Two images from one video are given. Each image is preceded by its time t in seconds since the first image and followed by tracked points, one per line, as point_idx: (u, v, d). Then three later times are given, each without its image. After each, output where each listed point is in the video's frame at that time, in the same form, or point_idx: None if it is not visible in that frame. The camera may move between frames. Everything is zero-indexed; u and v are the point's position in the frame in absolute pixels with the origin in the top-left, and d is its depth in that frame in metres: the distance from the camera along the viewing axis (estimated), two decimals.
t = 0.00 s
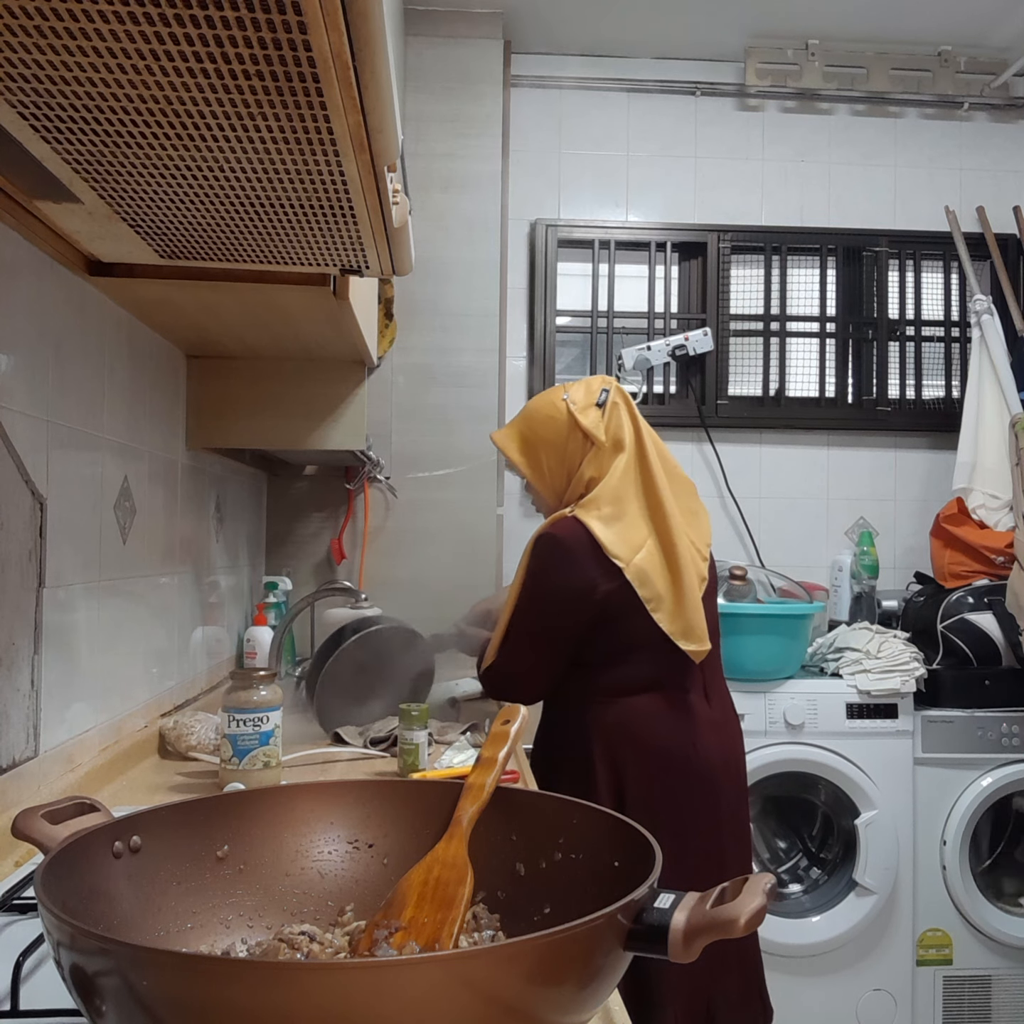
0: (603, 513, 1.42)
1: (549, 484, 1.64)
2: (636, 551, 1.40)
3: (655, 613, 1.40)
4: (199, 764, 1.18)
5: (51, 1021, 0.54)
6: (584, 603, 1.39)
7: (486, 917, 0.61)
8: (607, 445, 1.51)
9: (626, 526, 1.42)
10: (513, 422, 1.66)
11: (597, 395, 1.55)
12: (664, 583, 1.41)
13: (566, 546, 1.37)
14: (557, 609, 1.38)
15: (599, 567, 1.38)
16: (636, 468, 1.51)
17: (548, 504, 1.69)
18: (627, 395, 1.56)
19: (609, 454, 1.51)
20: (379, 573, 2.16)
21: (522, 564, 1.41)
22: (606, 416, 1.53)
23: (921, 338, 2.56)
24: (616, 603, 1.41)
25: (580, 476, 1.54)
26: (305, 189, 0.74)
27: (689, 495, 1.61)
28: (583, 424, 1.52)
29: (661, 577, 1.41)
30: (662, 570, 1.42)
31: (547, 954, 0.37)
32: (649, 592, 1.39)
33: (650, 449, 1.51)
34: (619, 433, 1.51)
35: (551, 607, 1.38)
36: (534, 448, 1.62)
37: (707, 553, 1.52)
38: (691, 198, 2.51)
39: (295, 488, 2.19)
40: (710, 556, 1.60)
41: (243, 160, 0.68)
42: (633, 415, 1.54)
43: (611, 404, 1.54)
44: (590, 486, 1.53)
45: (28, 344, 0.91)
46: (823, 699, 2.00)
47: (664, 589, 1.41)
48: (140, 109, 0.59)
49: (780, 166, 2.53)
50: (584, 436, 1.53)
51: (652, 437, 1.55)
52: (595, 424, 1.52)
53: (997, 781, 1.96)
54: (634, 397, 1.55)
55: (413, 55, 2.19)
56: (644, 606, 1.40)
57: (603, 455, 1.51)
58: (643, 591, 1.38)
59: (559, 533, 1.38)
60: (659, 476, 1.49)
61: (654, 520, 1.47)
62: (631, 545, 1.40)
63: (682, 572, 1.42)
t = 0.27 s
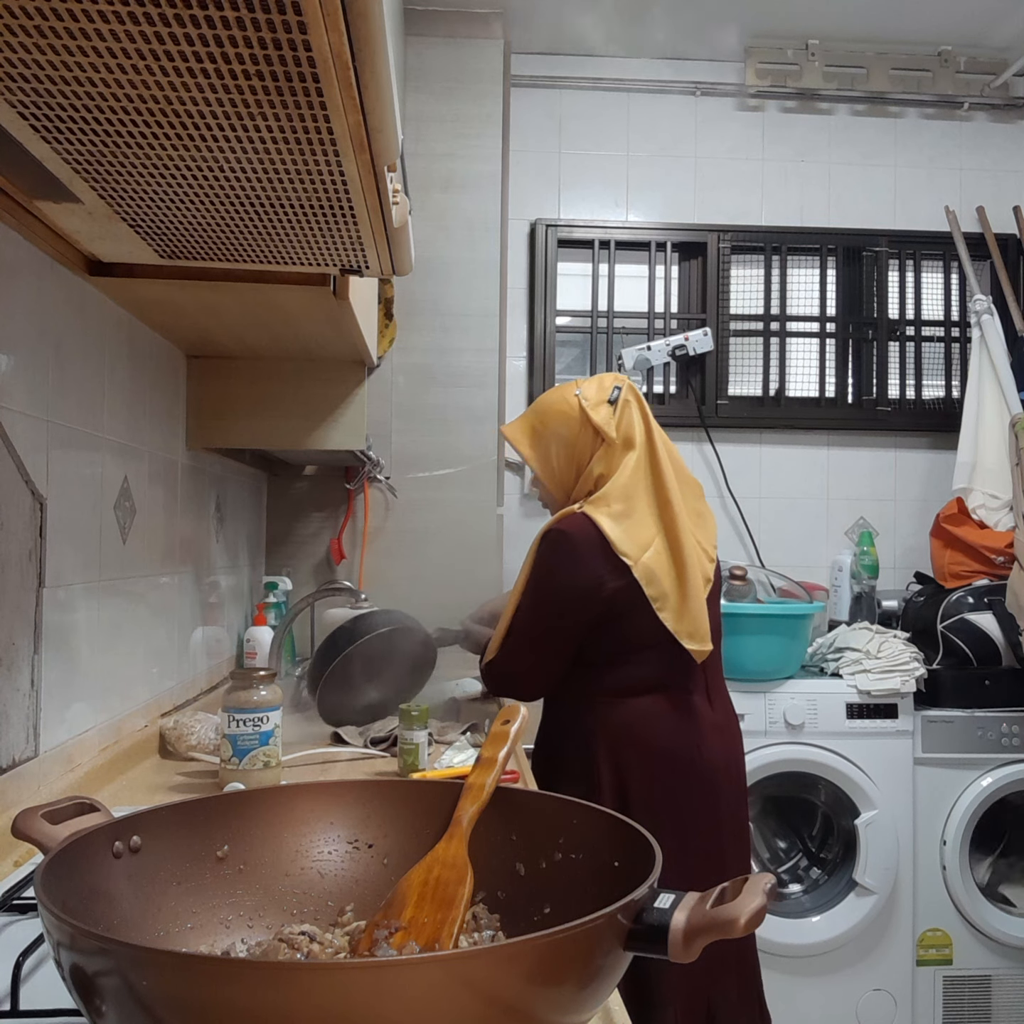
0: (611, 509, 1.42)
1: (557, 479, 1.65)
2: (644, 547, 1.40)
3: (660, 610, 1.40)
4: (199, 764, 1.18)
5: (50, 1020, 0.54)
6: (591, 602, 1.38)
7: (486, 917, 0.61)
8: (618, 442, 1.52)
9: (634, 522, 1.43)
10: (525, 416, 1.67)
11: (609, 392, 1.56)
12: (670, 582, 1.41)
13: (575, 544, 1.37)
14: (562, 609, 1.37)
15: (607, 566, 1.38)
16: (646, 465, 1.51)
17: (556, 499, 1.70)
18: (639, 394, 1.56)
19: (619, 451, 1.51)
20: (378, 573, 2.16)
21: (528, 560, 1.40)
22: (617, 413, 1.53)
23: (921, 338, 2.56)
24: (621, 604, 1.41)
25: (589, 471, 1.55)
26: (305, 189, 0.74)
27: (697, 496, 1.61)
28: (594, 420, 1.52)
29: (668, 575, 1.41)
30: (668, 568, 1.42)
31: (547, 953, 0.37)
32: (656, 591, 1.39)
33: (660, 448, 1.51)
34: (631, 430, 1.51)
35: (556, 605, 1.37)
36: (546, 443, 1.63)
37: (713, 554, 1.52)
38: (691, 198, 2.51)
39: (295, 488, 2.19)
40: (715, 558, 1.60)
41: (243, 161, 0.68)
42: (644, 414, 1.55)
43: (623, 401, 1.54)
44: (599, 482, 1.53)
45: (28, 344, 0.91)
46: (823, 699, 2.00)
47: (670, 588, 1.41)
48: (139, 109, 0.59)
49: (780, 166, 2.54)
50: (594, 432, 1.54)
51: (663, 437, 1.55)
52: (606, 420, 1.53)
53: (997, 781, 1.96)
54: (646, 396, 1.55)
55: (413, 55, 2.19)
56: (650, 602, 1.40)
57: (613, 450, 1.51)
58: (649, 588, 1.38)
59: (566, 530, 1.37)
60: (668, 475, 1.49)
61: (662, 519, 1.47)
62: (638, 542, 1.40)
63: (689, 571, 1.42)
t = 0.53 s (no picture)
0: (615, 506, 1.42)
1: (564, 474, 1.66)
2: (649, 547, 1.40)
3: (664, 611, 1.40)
4: (199, 764, 1.18)
5: (50, 1020, 0.54)
6: (599, 598, 1.38)
7: (486, 918, 0.61)
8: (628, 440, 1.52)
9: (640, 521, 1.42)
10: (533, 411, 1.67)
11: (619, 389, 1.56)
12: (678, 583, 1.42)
13: (586, 539, 1.37)
14: (571, 604, 1.38)
15: (617, 562, 1.38)
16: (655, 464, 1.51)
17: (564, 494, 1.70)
18: (648, 390, 1.55)
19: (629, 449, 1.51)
20: (378, 573, 2.16)
21: (538, 554, 1.42)
22: (624, 410, 1.52)
23: (921, 338, 2.56)
24: (628, 603, 1.41)
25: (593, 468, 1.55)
26: (305, 189, 0.74)
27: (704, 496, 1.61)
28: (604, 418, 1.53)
29: (673, 575, 1.40)
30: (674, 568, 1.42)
31: (547, 954, 0.37)
32: (664, 591, 1.39)
33: (667, 446, 1.50)
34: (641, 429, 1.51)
35: (563, 599, 1.38)
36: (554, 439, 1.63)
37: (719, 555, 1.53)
38: (691, 198, 2.51)
39: (295, 488, 2.19)
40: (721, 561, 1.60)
41: (243, 160, 0.68)
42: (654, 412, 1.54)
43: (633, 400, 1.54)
44: (603, 479, 1.53)
45: (28, 344, 0.91)
46: (823, 699, 2.00)
47: (678, 589, 1.41)
48: (139, 109, 0.59)
49: (780, 166, 2.54)
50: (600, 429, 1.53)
51: (671, 434, 1.54)
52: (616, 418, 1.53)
53: (997, 781, 1.96)
54: (655, 393, 1.54)
55: (413, 55, 2.19)
56: (656, 602, 1.40)
57: (616, 447, 1.51)
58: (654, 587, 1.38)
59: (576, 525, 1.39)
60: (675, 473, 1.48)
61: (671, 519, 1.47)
62: (644, 541, 1.40)
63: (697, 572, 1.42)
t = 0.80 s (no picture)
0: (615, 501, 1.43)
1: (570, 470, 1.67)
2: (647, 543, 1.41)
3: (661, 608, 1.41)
4: (199, 764, 1.18)
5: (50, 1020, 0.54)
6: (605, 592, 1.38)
7: (486, 918, 0.61)
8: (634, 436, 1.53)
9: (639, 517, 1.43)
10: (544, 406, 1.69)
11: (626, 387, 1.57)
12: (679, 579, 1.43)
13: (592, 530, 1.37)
14: (584, 597, 1.37)
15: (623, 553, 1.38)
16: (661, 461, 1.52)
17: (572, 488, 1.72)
18: (652, 388, 1.54)
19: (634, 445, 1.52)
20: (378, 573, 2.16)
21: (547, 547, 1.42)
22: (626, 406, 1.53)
23: (921, 338, 2.56)
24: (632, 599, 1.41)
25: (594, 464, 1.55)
26: (305, 189, 0.74)
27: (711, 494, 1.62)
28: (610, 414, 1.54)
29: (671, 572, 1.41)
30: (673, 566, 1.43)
31: (546, 955, 0.37)
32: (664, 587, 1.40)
33: (668, 444, 1.50)
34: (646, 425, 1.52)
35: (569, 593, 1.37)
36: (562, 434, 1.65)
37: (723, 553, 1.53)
38: (691, 198, 2.51)
39: (295, 488, 2.19)
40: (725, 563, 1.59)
41: (242, 160, 0.68)
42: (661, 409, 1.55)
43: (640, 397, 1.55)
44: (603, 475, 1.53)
45: (28, 344, 0.91)
46: (823, 699, 2.00)
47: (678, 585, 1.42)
48: (139, 109, 0.59)
49: (780, 166, 2.53)
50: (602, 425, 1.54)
51: (673, 433, 1.53)
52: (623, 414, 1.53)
53: (997, 781, 1.97)
54: (659, 390, 1.53)
55: (413, 55, 2.19)
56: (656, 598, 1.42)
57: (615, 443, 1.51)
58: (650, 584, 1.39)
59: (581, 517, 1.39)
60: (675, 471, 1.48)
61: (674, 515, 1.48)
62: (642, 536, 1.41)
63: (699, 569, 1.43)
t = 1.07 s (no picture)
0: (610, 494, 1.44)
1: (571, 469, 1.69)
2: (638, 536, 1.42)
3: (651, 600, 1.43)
4: (199, 763, 1.18)
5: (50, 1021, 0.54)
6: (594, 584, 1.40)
7: (486, 917, 0.61)
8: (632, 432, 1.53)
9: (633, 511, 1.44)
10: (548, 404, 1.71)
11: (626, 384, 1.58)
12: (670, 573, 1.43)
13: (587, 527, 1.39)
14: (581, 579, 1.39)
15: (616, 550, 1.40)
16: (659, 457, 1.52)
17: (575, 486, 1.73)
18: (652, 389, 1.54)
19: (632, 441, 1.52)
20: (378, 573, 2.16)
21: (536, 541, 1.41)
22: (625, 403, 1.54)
23: (922, 338, 2.56)
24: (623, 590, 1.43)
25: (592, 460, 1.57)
26: (305, 189, 0.74)
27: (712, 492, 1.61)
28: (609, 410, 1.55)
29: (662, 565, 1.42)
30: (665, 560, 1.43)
31: (546, 955, 0.37)
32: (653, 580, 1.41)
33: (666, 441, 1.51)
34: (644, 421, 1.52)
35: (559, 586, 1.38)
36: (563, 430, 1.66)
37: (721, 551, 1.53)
38: (691, 198, 2.51)
39: (295, 488, 2.19)
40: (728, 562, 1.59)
41: (243, 160, 0.68)
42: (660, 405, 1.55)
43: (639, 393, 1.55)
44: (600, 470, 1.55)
45: (28, 344, 0.91)
46: (823, 699, 2.00)
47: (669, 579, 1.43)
48: (139, 109, 0.59)
49: (780, 166, 2.53)
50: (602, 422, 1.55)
51: (673, 431, 1.54)
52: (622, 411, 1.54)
53: (997, 781, 1.97)
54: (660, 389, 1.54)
55: (413, 55, 2.19)
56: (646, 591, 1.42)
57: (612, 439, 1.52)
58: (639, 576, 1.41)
59: (576, 511, 1.41)
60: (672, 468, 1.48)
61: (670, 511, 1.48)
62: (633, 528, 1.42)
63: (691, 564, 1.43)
